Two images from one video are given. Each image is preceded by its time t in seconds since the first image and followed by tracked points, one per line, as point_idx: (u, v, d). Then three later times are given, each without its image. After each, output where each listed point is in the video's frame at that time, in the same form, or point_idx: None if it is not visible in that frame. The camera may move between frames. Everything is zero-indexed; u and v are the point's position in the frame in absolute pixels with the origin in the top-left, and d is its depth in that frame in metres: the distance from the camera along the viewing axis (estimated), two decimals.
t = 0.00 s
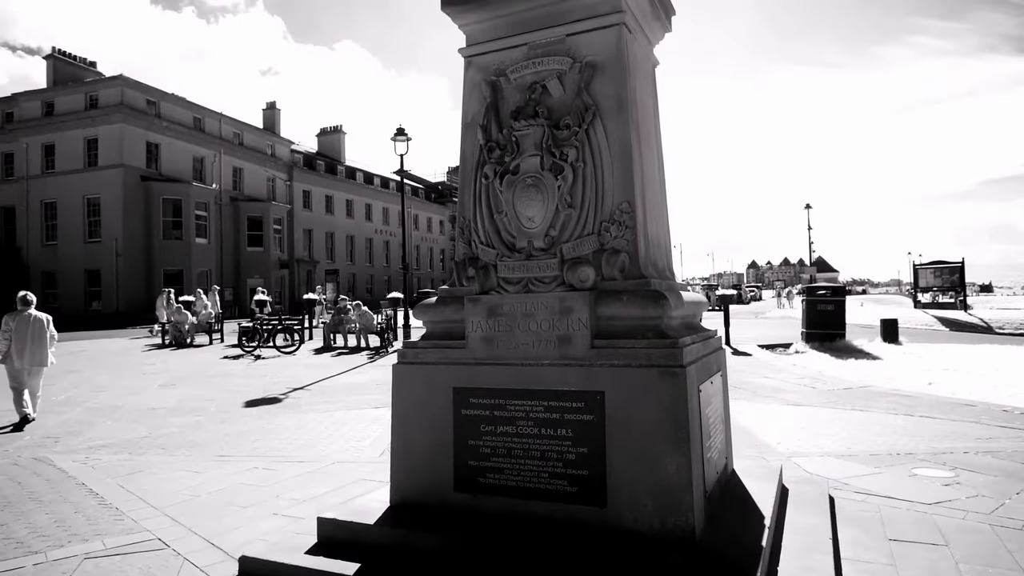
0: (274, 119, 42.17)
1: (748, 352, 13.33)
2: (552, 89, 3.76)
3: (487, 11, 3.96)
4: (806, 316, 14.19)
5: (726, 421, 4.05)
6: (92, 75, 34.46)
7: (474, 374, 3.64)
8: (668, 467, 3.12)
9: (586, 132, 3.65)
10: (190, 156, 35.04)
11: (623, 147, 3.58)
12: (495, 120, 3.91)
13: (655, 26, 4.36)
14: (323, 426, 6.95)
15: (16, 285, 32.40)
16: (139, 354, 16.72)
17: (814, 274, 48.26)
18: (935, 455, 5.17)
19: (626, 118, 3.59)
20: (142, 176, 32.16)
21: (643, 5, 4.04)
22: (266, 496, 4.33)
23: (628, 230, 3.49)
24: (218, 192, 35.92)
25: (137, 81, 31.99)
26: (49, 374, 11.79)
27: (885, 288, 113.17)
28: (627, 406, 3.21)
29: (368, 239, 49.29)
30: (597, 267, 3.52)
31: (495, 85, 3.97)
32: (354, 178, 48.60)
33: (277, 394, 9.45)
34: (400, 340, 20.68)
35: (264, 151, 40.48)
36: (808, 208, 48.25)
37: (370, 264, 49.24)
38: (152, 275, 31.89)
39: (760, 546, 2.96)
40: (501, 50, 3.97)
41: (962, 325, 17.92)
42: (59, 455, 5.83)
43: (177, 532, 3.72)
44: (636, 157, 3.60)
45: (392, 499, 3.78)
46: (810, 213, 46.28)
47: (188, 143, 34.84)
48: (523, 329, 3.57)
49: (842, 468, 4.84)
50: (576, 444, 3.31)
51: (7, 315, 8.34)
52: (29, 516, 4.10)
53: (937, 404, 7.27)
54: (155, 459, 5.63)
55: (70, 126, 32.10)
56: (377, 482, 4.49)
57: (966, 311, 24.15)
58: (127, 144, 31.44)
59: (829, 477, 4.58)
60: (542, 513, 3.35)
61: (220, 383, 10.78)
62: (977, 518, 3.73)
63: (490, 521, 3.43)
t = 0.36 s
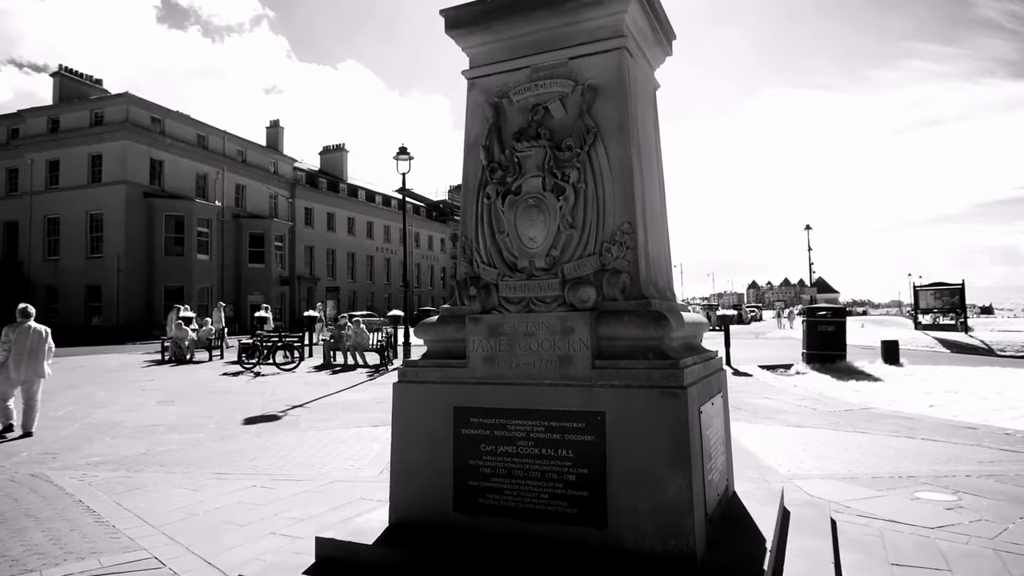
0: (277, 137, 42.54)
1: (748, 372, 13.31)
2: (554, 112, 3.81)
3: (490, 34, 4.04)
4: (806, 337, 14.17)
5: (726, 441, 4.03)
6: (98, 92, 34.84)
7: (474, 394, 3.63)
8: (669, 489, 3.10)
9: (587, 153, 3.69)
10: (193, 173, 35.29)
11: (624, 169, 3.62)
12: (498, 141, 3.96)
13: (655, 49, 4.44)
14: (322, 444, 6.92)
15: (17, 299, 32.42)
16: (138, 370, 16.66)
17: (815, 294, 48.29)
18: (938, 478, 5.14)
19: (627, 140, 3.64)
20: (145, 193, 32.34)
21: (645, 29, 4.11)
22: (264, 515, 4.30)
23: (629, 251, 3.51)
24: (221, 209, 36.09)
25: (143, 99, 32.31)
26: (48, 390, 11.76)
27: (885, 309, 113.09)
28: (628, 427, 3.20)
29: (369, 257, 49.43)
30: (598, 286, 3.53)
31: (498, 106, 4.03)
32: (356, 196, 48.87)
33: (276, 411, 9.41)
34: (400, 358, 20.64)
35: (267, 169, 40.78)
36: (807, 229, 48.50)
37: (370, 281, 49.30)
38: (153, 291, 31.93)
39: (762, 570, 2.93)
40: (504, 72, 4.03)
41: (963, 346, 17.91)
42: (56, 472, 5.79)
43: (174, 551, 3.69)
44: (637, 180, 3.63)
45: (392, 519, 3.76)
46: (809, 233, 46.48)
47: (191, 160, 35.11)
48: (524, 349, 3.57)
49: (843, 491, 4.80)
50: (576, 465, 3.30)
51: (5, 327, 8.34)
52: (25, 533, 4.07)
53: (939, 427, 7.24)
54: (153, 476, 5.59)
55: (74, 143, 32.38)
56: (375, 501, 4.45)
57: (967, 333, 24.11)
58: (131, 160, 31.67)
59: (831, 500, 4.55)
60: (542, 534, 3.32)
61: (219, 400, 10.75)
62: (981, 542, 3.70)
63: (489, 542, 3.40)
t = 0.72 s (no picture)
0: (280, 158, 42.88)
1: (750, 394, 13.25)
2: (556, 135, 3.87)
3: (493, 59, 4.12)
4: (808, 358, 14.12)
5: (729, 464, 4.01)
6: (103, 113, 35.23)
7: (475, 415, 3.63)
8: (671, 512, 3.09)
9: (589, 176, 3.74)
10: (196, 193, 35.54)
11: (625, 192, 3.66)
12: (500, 164, 4.01)
13: (656, 74, 4.52)
14: (321, 465, 6.87)
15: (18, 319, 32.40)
16: (137, 389, 16.61)
17: (816, 315, 48.25)
18: (942, 501, 5.10)
19: (628, 163, 3.69)
20: (148, 212, 32.52)
21: (645, 55, 4.19)
22: (263, 537, 4.26)
23: (630, 272, 3.54)
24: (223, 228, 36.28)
25: (147, 119, 32.63)
26: (47, 410, 11.72)
27: (886, 331, 112.69)
28: (630, 450, 3.20)
29: (370, 276, 49.53)
30: (599, 308, 3.55)
31: (500, 129, 4.08)
32: (357, 216, 49.12)
33: (276, 431, 9.37)
34: (400, 378, 20.56)
35: (270, 189, 41.06)
36: (807, 250, 48.63)
37: (371, 301, 49.33)
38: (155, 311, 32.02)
39: None
40: (506, 96, 4.10)
41: (965, 368, 17.83)
42: (54, 493, 5.77)
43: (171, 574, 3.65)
44: (638, 203, 3.67)
45: (391, 542, 3.73)
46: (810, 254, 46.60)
47: (194, 180, 35.36)
48: (526, 370, 3.58)
49: (846, 514, 4.77)
50: (578, 488, 3.29)
51: None
52: (20, 555, 4.03)
53: (943, 449, 7.19)
54: (151, 498, 5.55)
55: (79, 163, 32.67)
56: (375, 524, 4.42)
57: (969, 354, 24.03)
58: (134, 181, 31.90)
59: (834, 524, 4.51)
60: (544, 557, 3.29)
61: (219, 420, 10.70)
62: (986, 567, 3.67)
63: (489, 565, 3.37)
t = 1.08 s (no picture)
0: (285, 180, 43.27)
1: (754, 418, 13.14)
2: (560, 161, 3.93)
3: (499, 85, 4.20)
4: (812, 383, 14.04)
5: (733, 490, 3.98)
6: (112, 135, 35.71)
7: (479, 439, 3.62)
8: (676, 539, 3.06)
9: (593, 201, 3.78)
10: (202, 215, 35.83)
11: (629, 217, 3.70)
12: (504, 188, 4.05)
13: (659, 100, 4.59)
14: (321, 489, 6.81)
15: (21, 339, 32.44)
16: (138, 410, 16.56)
17: (820, 339, 48.07)
18: (950, 530, 5.03)
19: (631, 188, 3.74)
20: (154, 233, 32.76)
21: (648, 83, 4.26)
22: (263, 562, 4.21)
23: (633, 297, 3.56)
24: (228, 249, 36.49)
25: (155, 142, 33.05)
26: (48, 431, 11.70)
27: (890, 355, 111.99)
28: (634, 476, 3.18)
29: (373, 298, 49.63)
30: (603, 332, 3.55)
31: (505, 154, 4.14)
32: (361, 238, 49.38)
33: (277, 454, 9.32)
34: (402, 401, 20.48)
35: (275, 211, 41.41)
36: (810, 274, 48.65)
37: (374, 323, 49.32)
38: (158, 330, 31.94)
39: None
40: (511, 121, 4.17)
41: (971, 394, 17.68)
42: (54, 515, 5.73)
43: None
44: (642, 227, 3.70)
45: (392, 568, 3.69)
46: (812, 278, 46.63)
47: (200, 202, 35.69)
48: (529, 394, 3.58)
49: (853, 542, 4.71)
50: (582, 514, 3.26)
51: None
52: None
53: (950, 477, 7.12)
54: (151, 520, 5.51)
55: (86, 184, 33.02)
56: (376, 549, 4.37)
57: (974, 380, 23.87)
58: (141, 202, 32.19)
59: (841, 553, 4.45)
60: None
61: (220, 442, 10.64)
62: None
63: None
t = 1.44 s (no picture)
0: (289, 197, 43.52)
1: (756, 439, 13.05)
2: (562, 181, 3.96)
3: (503, 105, 4.25)
4: (815, 404, 13.97)
5: (736, 513, 3.95)
6: (117, 150, 36.04)
7: (479, 459, 3.60)
8: (677, 562, 3.03)
9: (595, 221, 3.80)
10: (205, 230, 36.00)
11: (631, 237, 3.72)
12: (507, 208, 4.08)
13: (662, 122, 4.64)
14: (319, 507, 6.75)
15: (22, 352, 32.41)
16: (138, 425, 16.49)
17: (822, 359, 47.91)
18: (954, 555, 4.98)
19: (634, 208, 3.76)
20: (156, 248, 32.87)
21: (651, 105, 4.32)
22: None
23: (635, 317, 3.56)
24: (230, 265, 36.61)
25: (161, 158, 33.32)
26: (47, 445, 11.64)
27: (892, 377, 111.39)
28: (634, 496, 3.16)
29: (374, 314, 49.63)
30: (605, 352, 3.56)
31: (508, 174, 4.19)
32: (363, 255, 49.51)
33: (275, 471, 9.25)
34: (403, 419, 20.37)
35: (278, 227, 41.62)
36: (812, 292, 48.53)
37: (375, 339, 49.23)
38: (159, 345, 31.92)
39: None
40: (515, 141, 4.21)
41: (974, 416, 17.56)
42: (50, 530, 5.68)
43: None
44: (644, 249, 3.72)
45: None
46: (814, 296, 46.45)
47: (204, 218, 35.89)
48: (530, 414, 3.57)
49: (856, 566, 4.66)
50: (582, 536, 3.23)
51: None
52: None
53: (953, 500, 7.06)
54: (148, 537, 5.46)
55: (91, 199, 33.23)
56: (373, 569, 4.32)
57: (978, 402, 23.73)
58: (145, 217, 32.35)
59: None
60: None
61: (218, 458, 10.58)
62: None
63: None
